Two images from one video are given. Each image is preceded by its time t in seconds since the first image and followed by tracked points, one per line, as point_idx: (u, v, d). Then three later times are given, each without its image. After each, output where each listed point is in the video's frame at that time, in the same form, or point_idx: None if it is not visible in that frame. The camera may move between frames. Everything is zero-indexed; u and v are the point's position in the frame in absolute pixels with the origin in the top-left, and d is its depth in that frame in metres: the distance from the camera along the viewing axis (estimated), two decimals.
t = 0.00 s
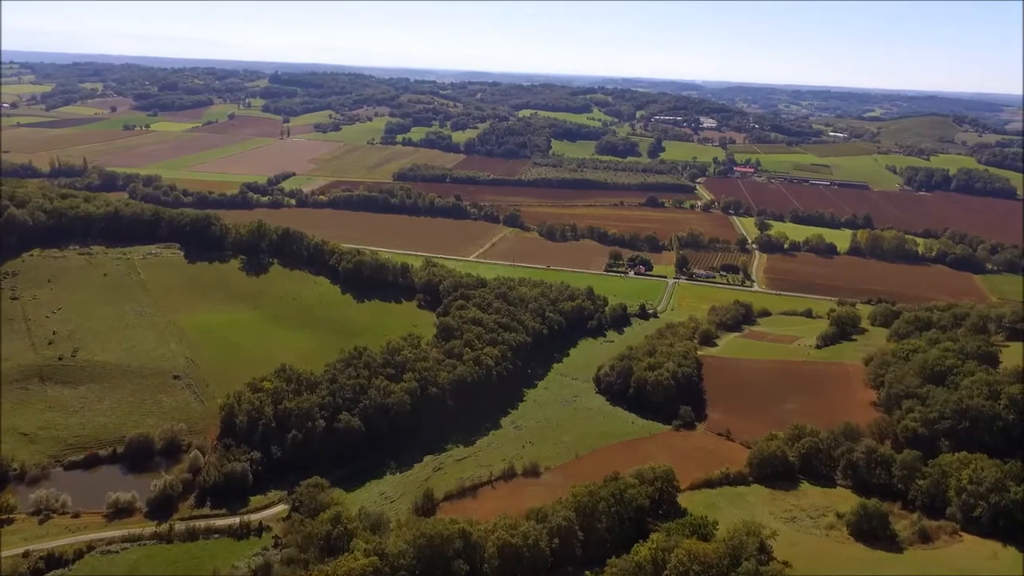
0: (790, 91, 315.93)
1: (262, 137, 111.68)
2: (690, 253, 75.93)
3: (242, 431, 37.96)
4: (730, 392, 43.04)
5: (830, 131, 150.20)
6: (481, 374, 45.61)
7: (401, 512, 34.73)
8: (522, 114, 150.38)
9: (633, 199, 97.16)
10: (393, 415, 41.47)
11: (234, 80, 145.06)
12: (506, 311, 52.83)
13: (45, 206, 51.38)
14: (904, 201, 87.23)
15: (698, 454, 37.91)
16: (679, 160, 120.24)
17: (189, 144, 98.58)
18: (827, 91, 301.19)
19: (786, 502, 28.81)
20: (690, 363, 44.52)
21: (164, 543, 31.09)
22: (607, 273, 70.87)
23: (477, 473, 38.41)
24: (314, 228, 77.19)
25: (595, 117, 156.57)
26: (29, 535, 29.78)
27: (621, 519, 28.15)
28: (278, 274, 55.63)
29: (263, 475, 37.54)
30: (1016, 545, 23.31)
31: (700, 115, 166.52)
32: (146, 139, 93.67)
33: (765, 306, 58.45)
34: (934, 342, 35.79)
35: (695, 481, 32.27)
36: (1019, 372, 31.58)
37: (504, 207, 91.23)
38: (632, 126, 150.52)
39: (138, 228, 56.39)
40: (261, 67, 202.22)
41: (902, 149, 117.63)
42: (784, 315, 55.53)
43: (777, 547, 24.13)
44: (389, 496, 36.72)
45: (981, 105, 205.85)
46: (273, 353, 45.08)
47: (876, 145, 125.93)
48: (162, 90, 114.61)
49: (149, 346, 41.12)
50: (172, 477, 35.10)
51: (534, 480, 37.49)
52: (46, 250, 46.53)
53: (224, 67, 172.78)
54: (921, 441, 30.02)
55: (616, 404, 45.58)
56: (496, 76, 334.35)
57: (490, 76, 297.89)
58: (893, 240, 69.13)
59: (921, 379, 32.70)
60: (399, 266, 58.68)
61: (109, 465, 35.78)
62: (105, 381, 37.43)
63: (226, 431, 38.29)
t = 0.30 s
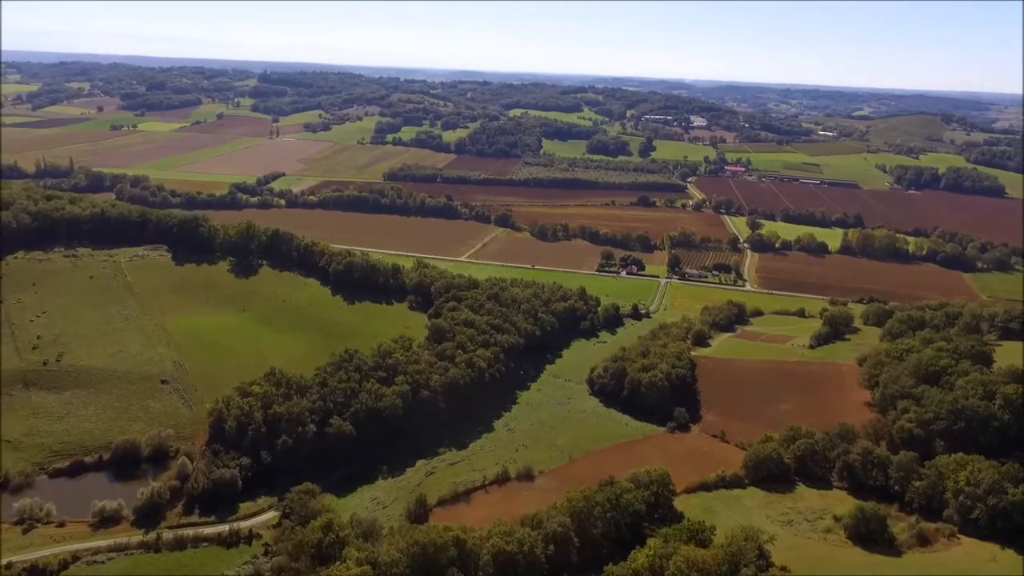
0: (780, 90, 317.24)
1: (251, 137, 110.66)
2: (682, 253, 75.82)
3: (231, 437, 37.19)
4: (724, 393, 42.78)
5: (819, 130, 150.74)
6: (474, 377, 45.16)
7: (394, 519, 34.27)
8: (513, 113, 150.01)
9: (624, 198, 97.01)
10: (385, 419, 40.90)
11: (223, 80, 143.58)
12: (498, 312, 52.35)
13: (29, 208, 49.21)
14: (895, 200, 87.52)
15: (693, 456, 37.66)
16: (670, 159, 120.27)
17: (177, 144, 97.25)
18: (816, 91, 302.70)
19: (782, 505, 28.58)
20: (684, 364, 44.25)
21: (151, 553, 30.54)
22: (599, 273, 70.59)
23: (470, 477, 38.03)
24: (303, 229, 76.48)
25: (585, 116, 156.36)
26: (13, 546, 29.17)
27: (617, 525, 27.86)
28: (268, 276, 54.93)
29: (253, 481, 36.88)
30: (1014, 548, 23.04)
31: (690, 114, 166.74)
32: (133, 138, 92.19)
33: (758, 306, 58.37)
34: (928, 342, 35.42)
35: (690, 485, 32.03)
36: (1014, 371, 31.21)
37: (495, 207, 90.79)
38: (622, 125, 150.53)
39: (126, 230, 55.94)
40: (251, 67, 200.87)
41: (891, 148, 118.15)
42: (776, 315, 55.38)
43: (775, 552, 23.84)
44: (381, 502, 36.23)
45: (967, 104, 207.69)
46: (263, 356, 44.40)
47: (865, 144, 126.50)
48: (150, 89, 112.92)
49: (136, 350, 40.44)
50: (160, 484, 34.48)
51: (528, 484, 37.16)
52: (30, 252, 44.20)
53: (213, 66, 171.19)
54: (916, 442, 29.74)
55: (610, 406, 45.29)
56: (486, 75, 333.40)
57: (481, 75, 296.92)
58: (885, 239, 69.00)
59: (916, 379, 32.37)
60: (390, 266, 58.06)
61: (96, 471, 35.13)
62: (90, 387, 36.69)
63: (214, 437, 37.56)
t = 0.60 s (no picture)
0: (766, 89, 318.93)
1: (237, 137, 109.35)
2: (671, 252, 75.70)
3: (218, 442, 36.56)
4: (715, 394, 42.62)
5: (806, 128, 151.50)
6: (464, 379, 44.64)
7: (383, 525, 33.80)
8: (500, 112, 149.53)
9: (612, 197, 96.90)
10: (375, 422, 40.40)
11: (207, 79, 141.78)
12: (488, 313, 51.86)
13: (7, 211, 48.44)
14: (881, 198, 88.03)
15: (685, 457, 37.51)
16: (659, 158, 120.26)
17: (162, 144, 95.68)
18: (801, 89, 304.70)
19: (776, 507, 28.40)
20: (675, 365, 44.05)
21: (134, 563, 29.91)
22: (588, 273, 70.33)
23: (461, 482, 37.63)
24: (290, 230, 75.59)
25: (574, 115, 156.16)
26: None
27: (611, 530, 27.54)
28: (255, 278, 54.21)
29: (240, 488, 36.27)
30: (1009, 549, 22.68)
31: (678, 112, 167.04)
32: (117, 138, 89.47)
33: (748, 305, 58.31)
34: (919, 341, 35.34)
35: (684, 488, 31.80)
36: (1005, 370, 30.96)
37: (484, 207, 90.30)
38: (610, 124, 150.58)
39: (108, 232, 55.19)
40: (237, 66, 198.53)
41: (877, 147, 118.86)
42: (767, 314, 55.30)
43: (771, 556, 23.56)
44: (371, 508, 35.77)
45: (950, 102, 209.51)
46: (249, 360, 43.73)
47: (852, 142, 127.27)
48: (133, 89, 110.48)
49: (119, 354, 39.56)
50: (144, 492, 33.76)
51: (519, 488, 36.82)
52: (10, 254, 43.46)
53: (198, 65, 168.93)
54: (909, 442, 29.51)
55: (601, 407, 45.01)
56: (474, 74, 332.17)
57: (468, 73, 295.87)
58: (872, 238, 69.22)
59: (907, 379, 32.23)
60: (378, 268, 57.44)
61: (78, 479, 34.26)
62: (71, 393, 35.82)
63: (201, 442, 36.88)
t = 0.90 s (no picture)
0: (744, 88, 321.71)
1: (215, 137, 107.49)
2: (654, 251, 75.74)
3: (195, 450, 35.43)
4: (700, 394, 42.55)
5: (785, 127, 152.78)
6: (447, 382, 44.14)
7: (366, 533, 33.21)
8: (481, 111, 148.77)
9: (594, 196, 96.76)
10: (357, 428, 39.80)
11: (184, 77, 139.14)
12: (471, 315, 51.37)
13: None
14: (860, 196, 89.03)
15: (670, 458, 37.42)
16: (640, 157, 120.52)
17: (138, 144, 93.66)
18: (779, 88, 307.94)
19: (762, 508, 28.27)
20: (660, 365, 43.92)
21: None
22: (571, 273, 70.11)
23: (445, 487, 37.16)
24: (268, 231, 74.37)
25: (554, 115, 155.98)
26: None
27: (598, 534, 27.23)
28: (233, 279, 53.64)
29: (218, 497, 35.48)
30: (994, 548, 22.54)
31: (659, 111, 167.64)
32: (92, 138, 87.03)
33: (730, 303, 58.47)
34: (901, 339, 35.48)
35: (670, 490, 31.55)
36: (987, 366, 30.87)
37: (465, 207, 89.70)
38: (592, 123, 150.54)
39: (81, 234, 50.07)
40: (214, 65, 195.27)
41: (854, 145, 120.25)
42: (749, 313, 55.49)
43: (759, 558, 23.37)
44: (353, 515, 35.16)
45: (925, 100, 212.42)
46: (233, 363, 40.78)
47: (830, 140, 128.54)
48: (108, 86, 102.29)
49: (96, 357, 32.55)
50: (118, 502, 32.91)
51: (504, 493, 36.40)
52: None
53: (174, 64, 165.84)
54: (893, 441, 29.61)
55: (586, 409, 44.75)
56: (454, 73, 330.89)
57: (448, 73, 294.73)
58: (852, 235, 69.87)
59: (890, 377, 32.31)
60: (358, 270, 57.01)
61: (50, 491, 32.83)
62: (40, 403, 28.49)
63: (178, 450, 35.78)
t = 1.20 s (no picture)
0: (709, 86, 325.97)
1: (177, 137, 104.71)
2: (624, 249, 75.93)
3: (159, 462, 33.98)
4: (673, 393, 42.61)
5: (750, 125, 154.93)
6: (419, 386, 43.41)
7: (338, 543, 32.35)
8: (449, 110, 147.78)
9: (564, 195, 96.64)
10: (327, 434, 38.82)
11: (143, 76, 135.45)
12: (442, 316, 50.70)
13: None
14: (824, 194, 90.69)
15: (645, 459, 37.32)
16: (609, 155, 120.93)
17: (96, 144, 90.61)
18: (743, 87, 312.87)
19: (738, 508, 28.22)
20: (633, 365, 43.89)
21: None
22: (542, 272, 69.86)
23: (419, 494, 36.47)
24: (233, 234, 72.43)
25: (522, 114, 155.72)
26: None
27: (575, 538, 26.87)
28: (197, 284, 51.80)
29: (183, 510, 33.95)
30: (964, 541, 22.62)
31: (626, 110, 168.68)
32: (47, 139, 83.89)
33: (701, 302, 58.81)
34: (870, 335, 35.96)
35: (646, 491, 31.46)
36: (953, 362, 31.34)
37: (434, 207, 88.91)
38: (560, 122, 150.69)
39: (39, 241, 51.56)
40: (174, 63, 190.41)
41: (818, 143, 122.49)
42: (720, 311, 55.84)
43: (736, 559, 23.25)
44: (325, 524, 34.24)
45: (883, 99, 217.59)
46: (194, 373, 40.42)
47: (794, 138, 130.68)
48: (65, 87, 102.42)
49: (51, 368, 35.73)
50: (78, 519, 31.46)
51: (479, 498, 35.87)
52: None
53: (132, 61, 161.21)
54: (864, 437, 29.86)
55: (560, 410, 44.47)
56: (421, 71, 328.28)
57: (415, 72, 292.04)
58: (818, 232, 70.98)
59: (860, 373, 32.66)
60: (327, 272, 55.55)
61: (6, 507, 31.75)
62: None
63: (140, 462, 34.29)
